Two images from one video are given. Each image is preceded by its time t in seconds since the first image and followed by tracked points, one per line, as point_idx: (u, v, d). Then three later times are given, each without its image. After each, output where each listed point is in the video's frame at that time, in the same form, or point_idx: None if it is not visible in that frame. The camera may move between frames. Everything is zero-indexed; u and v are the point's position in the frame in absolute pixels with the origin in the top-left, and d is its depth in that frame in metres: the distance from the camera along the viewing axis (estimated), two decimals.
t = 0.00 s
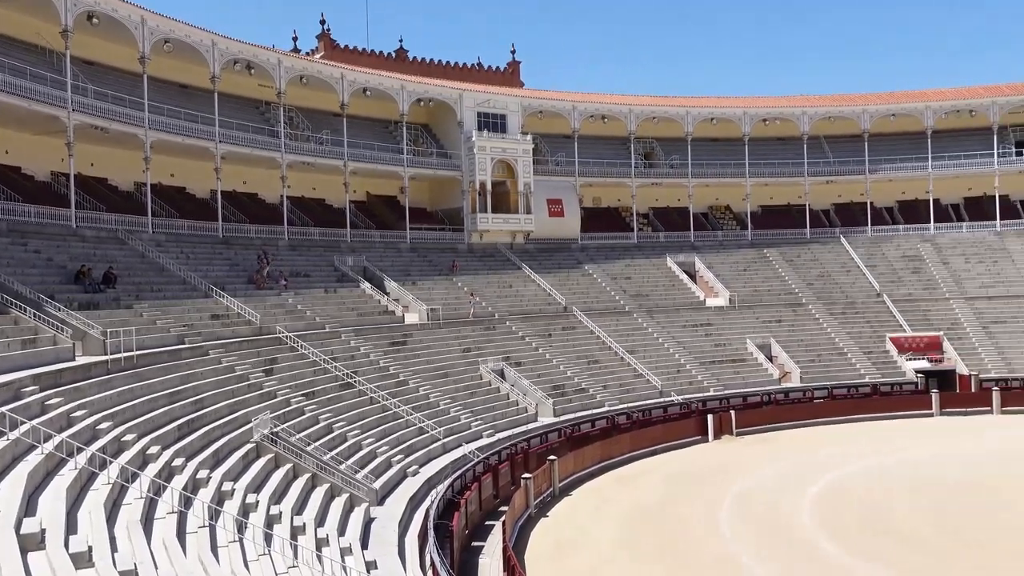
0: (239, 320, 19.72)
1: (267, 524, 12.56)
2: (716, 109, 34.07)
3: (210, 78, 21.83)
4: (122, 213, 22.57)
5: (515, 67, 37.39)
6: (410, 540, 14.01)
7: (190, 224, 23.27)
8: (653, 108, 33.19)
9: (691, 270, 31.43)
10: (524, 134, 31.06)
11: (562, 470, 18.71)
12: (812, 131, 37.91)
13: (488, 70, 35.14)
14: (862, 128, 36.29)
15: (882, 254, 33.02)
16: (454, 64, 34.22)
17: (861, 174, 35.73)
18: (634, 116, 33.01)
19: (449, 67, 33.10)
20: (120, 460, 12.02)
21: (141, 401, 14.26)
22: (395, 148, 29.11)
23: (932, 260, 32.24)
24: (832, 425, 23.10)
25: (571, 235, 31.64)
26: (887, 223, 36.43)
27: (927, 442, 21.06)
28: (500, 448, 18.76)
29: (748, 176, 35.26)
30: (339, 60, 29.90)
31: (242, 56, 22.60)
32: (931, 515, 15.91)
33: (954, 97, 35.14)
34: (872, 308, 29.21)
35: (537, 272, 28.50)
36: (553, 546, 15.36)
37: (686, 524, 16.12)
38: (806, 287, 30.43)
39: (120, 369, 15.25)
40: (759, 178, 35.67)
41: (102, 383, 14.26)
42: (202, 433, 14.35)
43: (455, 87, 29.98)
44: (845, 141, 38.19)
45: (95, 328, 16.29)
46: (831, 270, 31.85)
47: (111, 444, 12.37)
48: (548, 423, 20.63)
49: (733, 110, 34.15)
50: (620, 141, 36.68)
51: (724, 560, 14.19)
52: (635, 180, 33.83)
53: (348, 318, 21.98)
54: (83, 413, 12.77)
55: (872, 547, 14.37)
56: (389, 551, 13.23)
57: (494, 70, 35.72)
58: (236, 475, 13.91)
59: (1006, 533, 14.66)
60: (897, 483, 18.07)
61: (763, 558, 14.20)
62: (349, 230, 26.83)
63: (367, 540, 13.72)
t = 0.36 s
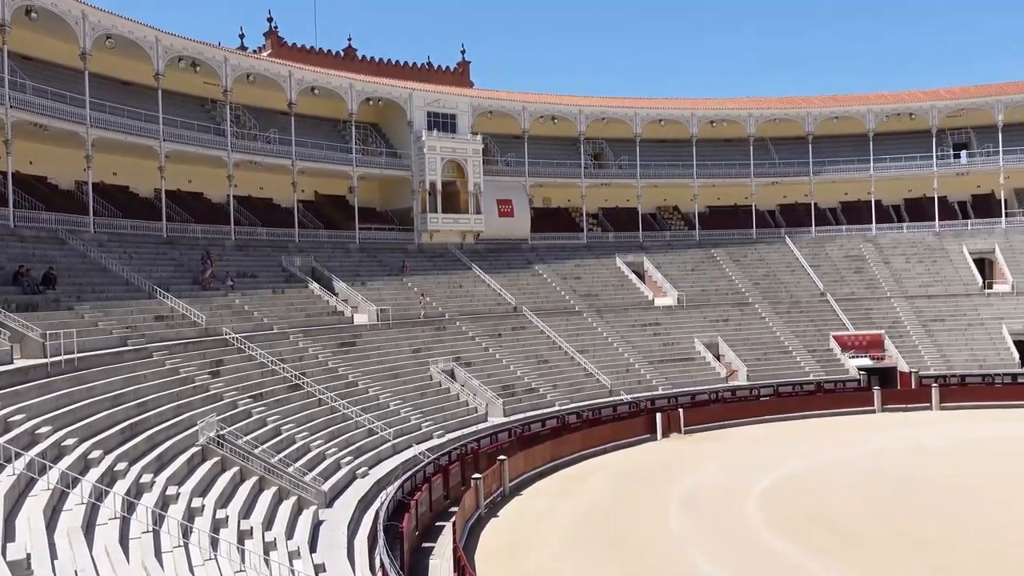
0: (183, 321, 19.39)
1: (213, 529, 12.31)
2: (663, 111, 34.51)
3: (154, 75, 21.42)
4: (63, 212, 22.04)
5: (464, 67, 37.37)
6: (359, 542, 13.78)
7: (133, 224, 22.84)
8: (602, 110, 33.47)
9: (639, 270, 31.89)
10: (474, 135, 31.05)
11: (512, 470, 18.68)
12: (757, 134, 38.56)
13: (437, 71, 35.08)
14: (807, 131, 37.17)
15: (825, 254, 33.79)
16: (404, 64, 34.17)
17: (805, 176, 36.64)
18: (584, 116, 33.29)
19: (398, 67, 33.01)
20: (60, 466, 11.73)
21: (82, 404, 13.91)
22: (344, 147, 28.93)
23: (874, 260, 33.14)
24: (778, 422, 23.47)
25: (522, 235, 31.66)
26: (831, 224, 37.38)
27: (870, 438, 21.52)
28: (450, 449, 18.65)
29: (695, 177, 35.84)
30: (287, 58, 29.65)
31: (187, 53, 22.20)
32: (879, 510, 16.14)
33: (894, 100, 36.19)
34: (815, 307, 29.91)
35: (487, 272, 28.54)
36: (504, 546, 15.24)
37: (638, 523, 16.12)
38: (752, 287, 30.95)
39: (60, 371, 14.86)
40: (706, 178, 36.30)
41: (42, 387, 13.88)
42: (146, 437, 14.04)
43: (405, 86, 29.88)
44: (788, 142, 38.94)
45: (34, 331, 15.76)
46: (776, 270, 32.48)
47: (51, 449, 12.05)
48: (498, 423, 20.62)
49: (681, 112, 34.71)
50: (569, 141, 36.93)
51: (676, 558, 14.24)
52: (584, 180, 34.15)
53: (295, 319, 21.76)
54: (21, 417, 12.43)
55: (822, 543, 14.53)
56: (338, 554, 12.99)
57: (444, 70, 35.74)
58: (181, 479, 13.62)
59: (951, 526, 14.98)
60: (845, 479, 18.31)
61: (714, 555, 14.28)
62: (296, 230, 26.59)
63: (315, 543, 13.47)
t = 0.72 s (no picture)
0: (121, 322, 18.97)
1: (152, 533, 11.99)
2: (608, 111, 34.97)
3: (90, 70, 20.92)
4: None
5: (409, 65, 37.19)
6: (303, 544, 13.46)
7: (68, 222, 22.29)
8: (546, 109, 33.66)
9: (584, 268, 32.08)
10: (419, 133, 30.90)
11: (458, 469, 18.58)
12: (700, 133, 39.83)
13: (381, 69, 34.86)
14: (748, 131, 38.26)
15: (766, 253, 34.80)
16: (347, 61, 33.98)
17: (746, 175, 37.61)
18: (529, 116, 33.45)
19: (341, 64, 32.78)
20: None
21: (15, 408, 13.50)
22: (286, 144, 28.63)
23: (812, 259, 34.32)
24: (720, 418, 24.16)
25: (466, 234, 31.70)
26: (771, 223, 38.57)
27: (811, 434, 21.97)
28: (395, 450, 18.47)
29: (639, 176, 36.49)
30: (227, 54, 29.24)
31: (124, 47, 21.75)
32: (824, 504, 16.29)
33: (832, 102, 37.33)
34: (756, 305, 30.77)
35: (432, 271, 28.52)
36: (450, 547, 15.00)
37: (585, 522, 16.03)
38: (694, 286, 31.63)
39: None
40: (650, 178, 37.01)
41: None
42: (82, 440, 13.69)
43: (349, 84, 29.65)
44: (730, 143, 40.47)
45: None
46: (718, 268, 33.24)
47: None
48: (444, 422, 20.57)
49: (626, 112, 35.07)
50: (514, 140, 37.08)
51: (623, 555, 14.23)
52: (529, 179, 34.47)
53: (237, 319, 21.45)
54: None
55: (766, 536, 14.66)
56: (280, 557, 12.64)
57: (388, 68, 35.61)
58: (119, 483, 13.28)
59: (892, 518, 15.27)
60: (790, 474, 18.48)
61: (658, 552, 14.25)
62: (237, 229, 26.23)
63: (258, 545, 13.13)
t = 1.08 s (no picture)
0: (58, 323, 18.50)
1: (91, 539, 11.61)
2: (555, 110, 35.85)
3: (24, 64, 20.38)
4: None
5: (355, 62, 37.03)
6: (248, 548, 13.04)
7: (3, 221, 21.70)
8: (493, 107, 34.04)
9: (531, 266, 33.60)
10: (366, 131, 30.75)
11: (406, 468, 18.34)
12: (645, 133, 41.44)
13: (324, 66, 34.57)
14: (692, 131, 39.89)
15: (711, 251, 36.99)
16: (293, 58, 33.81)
17: (691, 175, 39.32)
18: (475, 114, 33.79)
19: (285, 61, 32.55)
20: None
21: None
22: (230, 142, 28.29)
23: (756, 256, 36.62)
24: (665, 413, 25.01)
25: (415, 234, 32.58)
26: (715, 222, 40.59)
27: (755, 430, 22.35)
28: (342, 450, 18.19)
29: (586, 175, 37.69)
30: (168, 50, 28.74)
31: (61, 41, 21.22)
32: (774, 496, 16.28)
33: (774, 102, 39.36)
34: (703, 303, 32.70)
35: (380, 270, 28.72)
36: (398, 546, 14.59)
37: (536, 518, 15.79)
38: (641, 283, 33.54)
39: None
40: (596, 176, 38.27)
41: None
42: (17, 444, 13.30)
43: (293, 80, 29.32)
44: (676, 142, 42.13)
45: None
46: (665, 266, 35.35)
47: None
48: (392, 421, 20.48)
49: (572, 111, 36.28)
50: (462, 139, 37.82)
51: (573, 551, 13.88)
52: (477, 178, 35.11)
53: (180, 319, 21.13)
54: None
55: (721, 528, 14.47)
56: (225, 561, 12.19)
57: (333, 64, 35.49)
58: (56, 489, 12.86)
59: (843, 507, 15.29)
60: (739, 469, 18.53)
61: (606, 545, 14.05)
62: (180, 227, 25.83)
63: (202, 549, 12.68)
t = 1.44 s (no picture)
0: (3, 322, 18.06)
1: (37, 543, 11.31)
2: (511, 110, 36.09)
3: None
4: None
5: (311, 59, 36.79)
6: (199, 551, 12.74)
7: None
8: (450, 106, 34.19)
9: (487, 266, 33.98)
10: (320, 129, 30.65)
11: (360, 469, 18.16)
12: (601, 133, 42.27)
13: (277, 62, 34.16)
14: (648, 131, 40.59)
15: (665, 251, 37.71)
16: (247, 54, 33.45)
17: (646, 176, 40.10)
18: (431, 113, 33.90)
19: (239, 57, 32.21)
20: None
21: None
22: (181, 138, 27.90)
23: (710, 257, 37.38)
24: (619, 412, 25.34)
25: (371, 232, 32.82)
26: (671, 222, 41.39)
27: (708, 429, 22.63)
28: (296, 450, 17.97)
29: (542, 175, 38.10)
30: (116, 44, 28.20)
31: (7, 34, 20.74)
32: (729, 493, 16.38)
33: (728, 104, 40.14)
34: (657, 302, 33.38)
35: (334, 270, 28.61)
36: (353, 546, 14.35)
37: (492, 517, 15.67)
38: (597, 284, 34.15)
39: None
40: (553, 176, 38.75)
41: None
42: None
43: (246, 76, 28.96)
44: (631, 142, 42.97)
45: None
46: (620, 266, 35.97)
47: None
48: (347, 422, 20.36)
49: (528, 111, 36.50)
50: (419, 138, 38.02)
51: (528, 549, 13.71)
52: (433, 177, 35.23)
53: (130, 319, 20.77)
54: None
55: (678, 524, 14.43)
56: (176, 564, 11.89)
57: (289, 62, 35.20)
58: None
59: (798, 502, 15.37)
60: (694, 468, 18.64)
61: (559, 541, 13.99)
62: (130, 224, 25.37)
63: (152, 553, 12.36)
